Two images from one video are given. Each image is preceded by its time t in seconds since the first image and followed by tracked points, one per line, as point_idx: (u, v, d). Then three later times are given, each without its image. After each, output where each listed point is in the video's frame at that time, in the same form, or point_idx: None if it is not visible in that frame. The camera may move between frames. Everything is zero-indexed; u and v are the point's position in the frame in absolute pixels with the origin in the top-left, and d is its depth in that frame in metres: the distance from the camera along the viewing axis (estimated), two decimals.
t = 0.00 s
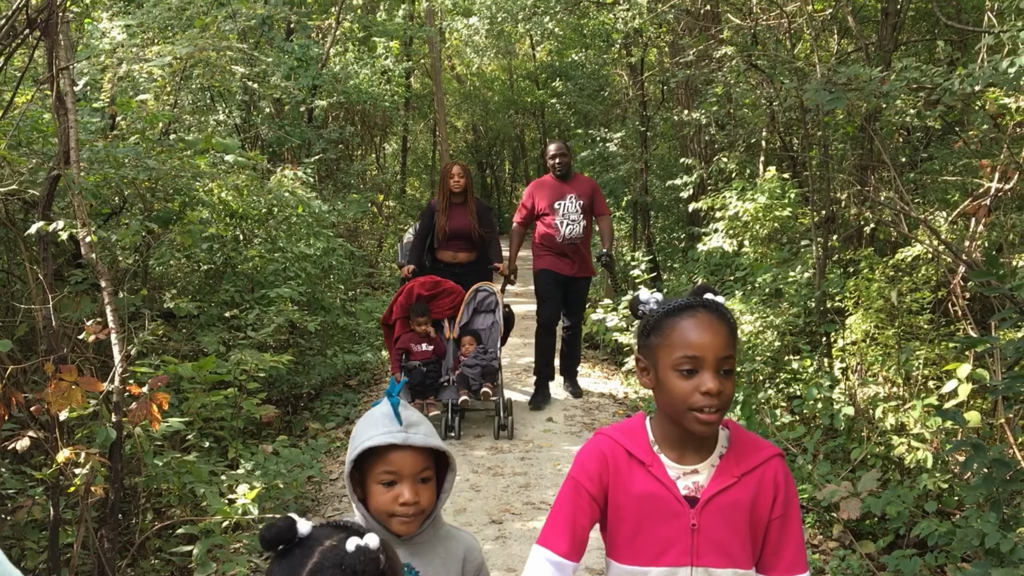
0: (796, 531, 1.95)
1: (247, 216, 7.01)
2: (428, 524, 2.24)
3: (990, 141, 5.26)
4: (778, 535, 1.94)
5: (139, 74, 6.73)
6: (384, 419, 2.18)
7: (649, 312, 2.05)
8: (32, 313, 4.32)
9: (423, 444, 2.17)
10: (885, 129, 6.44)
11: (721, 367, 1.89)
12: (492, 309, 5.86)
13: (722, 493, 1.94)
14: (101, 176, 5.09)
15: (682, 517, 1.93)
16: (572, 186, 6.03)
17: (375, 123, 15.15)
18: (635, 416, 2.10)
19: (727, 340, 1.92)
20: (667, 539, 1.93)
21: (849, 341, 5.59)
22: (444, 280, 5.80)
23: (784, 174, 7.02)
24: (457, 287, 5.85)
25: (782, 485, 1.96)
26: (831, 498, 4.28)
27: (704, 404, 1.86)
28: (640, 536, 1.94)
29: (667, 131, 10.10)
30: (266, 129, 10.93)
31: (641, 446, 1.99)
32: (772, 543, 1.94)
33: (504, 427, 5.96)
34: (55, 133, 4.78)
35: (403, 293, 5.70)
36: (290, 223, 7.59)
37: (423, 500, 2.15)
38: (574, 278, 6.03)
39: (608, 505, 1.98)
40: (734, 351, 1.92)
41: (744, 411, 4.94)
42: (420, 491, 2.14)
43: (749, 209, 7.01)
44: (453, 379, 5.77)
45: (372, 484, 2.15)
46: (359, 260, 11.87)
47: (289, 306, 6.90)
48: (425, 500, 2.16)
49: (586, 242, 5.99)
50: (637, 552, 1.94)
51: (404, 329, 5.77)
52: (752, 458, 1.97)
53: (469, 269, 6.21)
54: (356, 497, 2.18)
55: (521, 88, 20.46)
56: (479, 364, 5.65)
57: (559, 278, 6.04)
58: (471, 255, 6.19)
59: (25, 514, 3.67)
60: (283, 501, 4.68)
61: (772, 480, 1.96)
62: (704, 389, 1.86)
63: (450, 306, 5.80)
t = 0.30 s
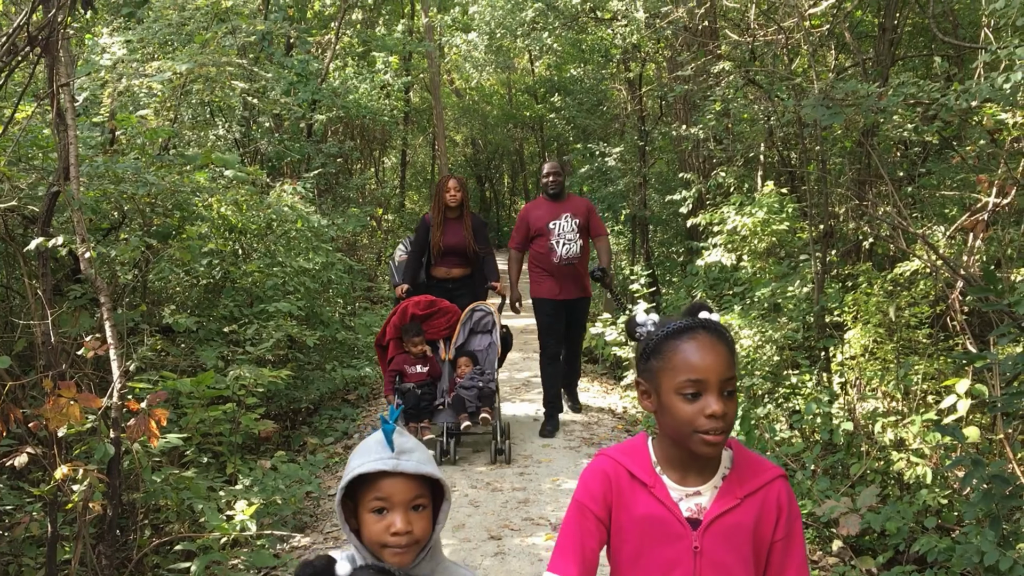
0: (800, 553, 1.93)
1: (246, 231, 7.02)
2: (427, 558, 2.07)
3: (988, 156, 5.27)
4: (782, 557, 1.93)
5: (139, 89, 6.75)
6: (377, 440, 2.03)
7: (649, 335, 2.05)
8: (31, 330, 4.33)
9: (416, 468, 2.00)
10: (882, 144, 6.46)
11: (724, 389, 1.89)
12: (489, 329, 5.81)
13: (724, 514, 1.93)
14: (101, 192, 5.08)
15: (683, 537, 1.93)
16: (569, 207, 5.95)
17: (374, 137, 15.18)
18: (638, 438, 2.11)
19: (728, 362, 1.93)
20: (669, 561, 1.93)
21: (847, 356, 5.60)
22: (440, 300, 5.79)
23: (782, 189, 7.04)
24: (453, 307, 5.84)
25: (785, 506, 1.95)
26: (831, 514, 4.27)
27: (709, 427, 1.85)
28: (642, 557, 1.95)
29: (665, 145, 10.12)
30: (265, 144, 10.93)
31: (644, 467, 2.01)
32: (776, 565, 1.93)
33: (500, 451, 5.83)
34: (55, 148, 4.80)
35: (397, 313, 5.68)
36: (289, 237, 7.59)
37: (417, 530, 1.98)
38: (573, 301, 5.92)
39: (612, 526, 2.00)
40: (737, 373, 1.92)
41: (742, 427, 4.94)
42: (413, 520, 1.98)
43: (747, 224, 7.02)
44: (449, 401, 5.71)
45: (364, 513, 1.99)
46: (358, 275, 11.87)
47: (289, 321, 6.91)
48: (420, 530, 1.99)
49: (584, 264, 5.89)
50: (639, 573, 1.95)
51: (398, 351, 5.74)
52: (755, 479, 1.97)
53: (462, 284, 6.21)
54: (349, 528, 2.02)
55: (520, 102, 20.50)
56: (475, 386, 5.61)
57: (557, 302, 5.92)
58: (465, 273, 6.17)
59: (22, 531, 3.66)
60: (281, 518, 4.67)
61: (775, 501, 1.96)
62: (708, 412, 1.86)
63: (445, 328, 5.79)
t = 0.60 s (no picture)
0: (806, 569, 1.94)
1: (245, 243, 7.02)
2: None
3: (987, 169, 5.28)
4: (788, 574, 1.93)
5: (139, 102, 6.76)
6: (374, 461, 2.02)
7: (654, 347, 2.05)
8: (29, 343, 4.31)
9: (412, 489, 1.98)
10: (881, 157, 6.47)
11: (727, 401, 1.89)
12: (487, 347, 5.78)
13: (731, 533, 1.93)
14: (100, 206, 5.08)
15: (691, 555, 1.92)
16: (563, 217, 5.94)
17: (373, 150, 15.19)
18: (643, 454, 2.10)
19: (733, 373, 1.91)
20: None
21: (846, 369, 5.60)
22: (436, 317, 5.69)
23: (781, 202, 7.04)
24: (450, 324, 5.75)
25: (791, 524, 1.96)
26: (831, 528, 4.26)
27: (711, 439, 1.85)
28: None
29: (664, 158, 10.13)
30: (265, 156, 10.94)
31: (651, 484, 1.99)
32: None
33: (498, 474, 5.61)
34: (54, 161, 4.80)
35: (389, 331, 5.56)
36: (289, 250, 7.59)
37: (414, 552, 1.97)
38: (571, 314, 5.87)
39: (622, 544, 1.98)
40: (742, 385, 1.92)
41: (742, 440, 4.94)
42: (410, 542, 1.97)
43: (746, 236, 7.03)
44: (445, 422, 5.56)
45: (361, 536, 1.98)
46: (358, 287, 11.86)
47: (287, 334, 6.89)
48: (417, 552, 1.98)
49: (580, 274, 5.89)
50: None
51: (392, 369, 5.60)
52: (762, 497, 1.97)
53: (460, 305, 6.16)
54: (347, 551, 2.02)
55: (520, 114, 20.53)
56: (471, 406, 5.52)
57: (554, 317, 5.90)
58: (463, 292, 6.15)
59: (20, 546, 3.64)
60: (279, 531, 4.65)
61: (781, 519, 1.96)
62: (710, 423, 1.86)
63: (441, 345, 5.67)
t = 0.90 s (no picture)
0: None
1: (245, 256, 7.03)
2: None
3: (985, 182, 5.29)
4: None
5: (140, 116, 6.78)
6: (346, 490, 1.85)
7: (660, 363, 2.06)
8: (30, 357, 4.32)
9: (382, 519, 1.81)
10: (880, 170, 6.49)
11: (723, 416, 1.89)
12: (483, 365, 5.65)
13: (741, 555, 1.93)
14: (100, 220, 5.09)
15: None
16: (562, 233, 5.81)
17: (373, 162, 15.22)
18: (655, 471, 2.11)
19: (731, 387, 1.91)
20: None
21: (846, 382, 5.60)
22: (431, 334, 5.56)
23: (779, 215, 7.06)
24: (446, 342, 5.61)
25: (802, 547, 1.95)
26: (831, 541, 4.26)
27: (705, 453, 1.86)
28: None
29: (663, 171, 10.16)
30: (265, 169, 10.96)
31: (661, 503, 2.00)
32: None
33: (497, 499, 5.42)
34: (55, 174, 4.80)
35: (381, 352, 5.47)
36: (289, 263, 7.60)
37: None
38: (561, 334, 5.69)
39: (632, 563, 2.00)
40: (741, 400, 1.91)
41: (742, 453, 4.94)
42: None
43: (745, 249, 7.04)
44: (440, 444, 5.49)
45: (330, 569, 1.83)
46: (358, 299, 11.86)
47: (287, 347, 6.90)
48: None
49: (575, 294, 5.70)
50: None
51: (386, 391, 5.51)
52: (773, 519, 1.97)
53: (462, 319, 6.14)
54: None
55: (519, 127, 20.58)
56: (468, 429, 5.41)
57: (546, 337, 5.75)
58: (464, 306, 6.14)
59: (19, 560, 3.64)
60: (279, 545, 4.65)
61: (792, 542, 1.96)
62: (703, 437, 1.86)
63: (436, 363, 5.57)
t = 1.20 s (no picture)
0: None
1: (244, 264, 7.03)
2: None
3: (983, 191, 5.30)
4: None
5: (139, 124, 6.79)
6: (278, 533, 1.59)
7: (664, 378, 2.07)
8: (28, 366, 4.31)
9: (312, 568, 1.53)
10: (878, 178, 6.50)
11: (716, 434, 1.89)
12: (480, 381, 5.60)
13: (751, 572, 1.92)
14: (98, 229, 5.09)
15: None
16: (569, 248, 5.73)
17: (373, 170, 15.25)
18: (667, 486, 2.11)
19: (729, 405, 1.91)
20: None
21: (845, 391, 5.60)
22: (425, 350, 5.58)
23: (778, 223, 7.07)
24: (441, 356, 5.63)
25: (815, 564, 1.94)
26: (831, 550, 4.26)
27: (698, 471, 1.87)
28: None
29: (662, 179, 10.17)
30: (264, 177, 10.97)
31: (672, 519, 1.99)
32: None
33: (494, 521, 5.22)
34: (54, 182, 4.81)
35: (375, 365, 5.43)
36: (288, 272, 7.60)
37: None
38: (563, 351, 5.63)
39: None
40: (738, 417, 1.91)
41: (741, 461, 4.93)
42: None
43: (744, 257, 7.05)
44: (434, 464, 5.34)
45: None
46: (357, 307, 11.87)
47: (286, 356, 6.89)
48: None
49: (579, 311, 5.63)
50: None
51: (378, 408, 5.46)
52: (786, 537, 1.96)
53: (460, 334, 6.15)
54: None
55: (519, 135, 20.61)
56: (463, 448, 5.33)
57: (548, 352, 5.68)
58: (461, 320, 6.14)
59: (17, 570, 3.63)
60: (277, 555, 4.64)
61: (804, 559, 1.94)
62: (694, 455, 1.87)
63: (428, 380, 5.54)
